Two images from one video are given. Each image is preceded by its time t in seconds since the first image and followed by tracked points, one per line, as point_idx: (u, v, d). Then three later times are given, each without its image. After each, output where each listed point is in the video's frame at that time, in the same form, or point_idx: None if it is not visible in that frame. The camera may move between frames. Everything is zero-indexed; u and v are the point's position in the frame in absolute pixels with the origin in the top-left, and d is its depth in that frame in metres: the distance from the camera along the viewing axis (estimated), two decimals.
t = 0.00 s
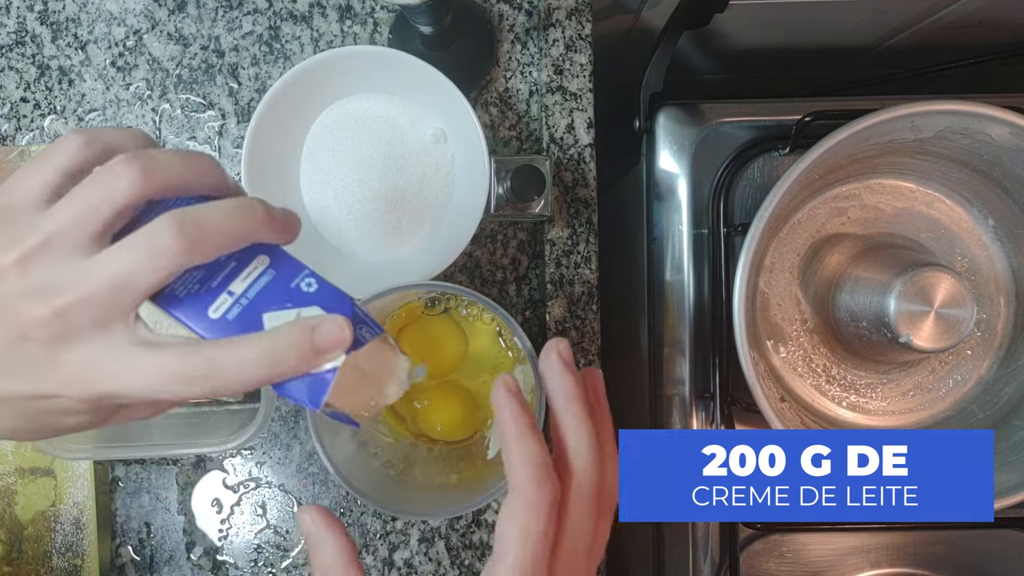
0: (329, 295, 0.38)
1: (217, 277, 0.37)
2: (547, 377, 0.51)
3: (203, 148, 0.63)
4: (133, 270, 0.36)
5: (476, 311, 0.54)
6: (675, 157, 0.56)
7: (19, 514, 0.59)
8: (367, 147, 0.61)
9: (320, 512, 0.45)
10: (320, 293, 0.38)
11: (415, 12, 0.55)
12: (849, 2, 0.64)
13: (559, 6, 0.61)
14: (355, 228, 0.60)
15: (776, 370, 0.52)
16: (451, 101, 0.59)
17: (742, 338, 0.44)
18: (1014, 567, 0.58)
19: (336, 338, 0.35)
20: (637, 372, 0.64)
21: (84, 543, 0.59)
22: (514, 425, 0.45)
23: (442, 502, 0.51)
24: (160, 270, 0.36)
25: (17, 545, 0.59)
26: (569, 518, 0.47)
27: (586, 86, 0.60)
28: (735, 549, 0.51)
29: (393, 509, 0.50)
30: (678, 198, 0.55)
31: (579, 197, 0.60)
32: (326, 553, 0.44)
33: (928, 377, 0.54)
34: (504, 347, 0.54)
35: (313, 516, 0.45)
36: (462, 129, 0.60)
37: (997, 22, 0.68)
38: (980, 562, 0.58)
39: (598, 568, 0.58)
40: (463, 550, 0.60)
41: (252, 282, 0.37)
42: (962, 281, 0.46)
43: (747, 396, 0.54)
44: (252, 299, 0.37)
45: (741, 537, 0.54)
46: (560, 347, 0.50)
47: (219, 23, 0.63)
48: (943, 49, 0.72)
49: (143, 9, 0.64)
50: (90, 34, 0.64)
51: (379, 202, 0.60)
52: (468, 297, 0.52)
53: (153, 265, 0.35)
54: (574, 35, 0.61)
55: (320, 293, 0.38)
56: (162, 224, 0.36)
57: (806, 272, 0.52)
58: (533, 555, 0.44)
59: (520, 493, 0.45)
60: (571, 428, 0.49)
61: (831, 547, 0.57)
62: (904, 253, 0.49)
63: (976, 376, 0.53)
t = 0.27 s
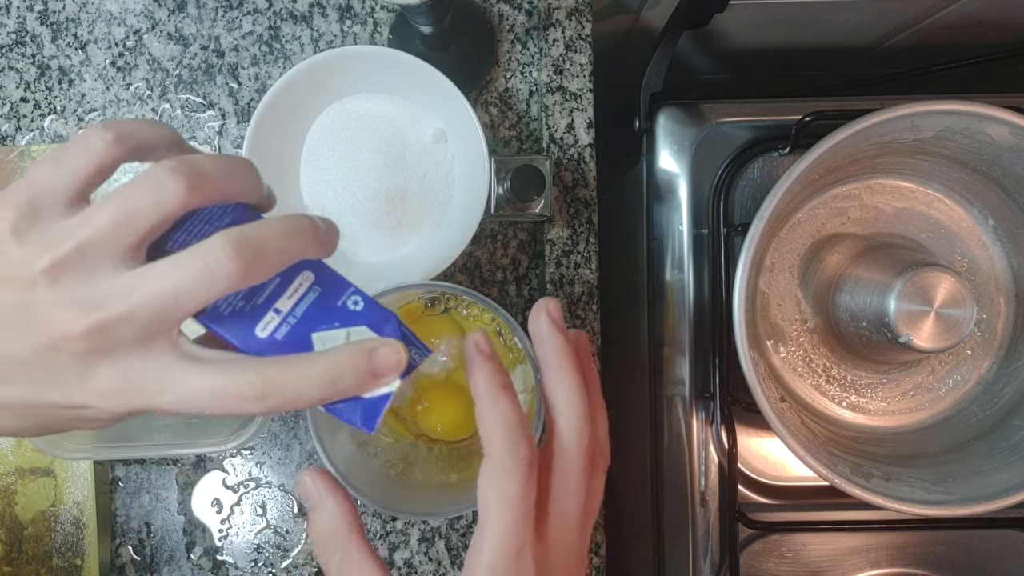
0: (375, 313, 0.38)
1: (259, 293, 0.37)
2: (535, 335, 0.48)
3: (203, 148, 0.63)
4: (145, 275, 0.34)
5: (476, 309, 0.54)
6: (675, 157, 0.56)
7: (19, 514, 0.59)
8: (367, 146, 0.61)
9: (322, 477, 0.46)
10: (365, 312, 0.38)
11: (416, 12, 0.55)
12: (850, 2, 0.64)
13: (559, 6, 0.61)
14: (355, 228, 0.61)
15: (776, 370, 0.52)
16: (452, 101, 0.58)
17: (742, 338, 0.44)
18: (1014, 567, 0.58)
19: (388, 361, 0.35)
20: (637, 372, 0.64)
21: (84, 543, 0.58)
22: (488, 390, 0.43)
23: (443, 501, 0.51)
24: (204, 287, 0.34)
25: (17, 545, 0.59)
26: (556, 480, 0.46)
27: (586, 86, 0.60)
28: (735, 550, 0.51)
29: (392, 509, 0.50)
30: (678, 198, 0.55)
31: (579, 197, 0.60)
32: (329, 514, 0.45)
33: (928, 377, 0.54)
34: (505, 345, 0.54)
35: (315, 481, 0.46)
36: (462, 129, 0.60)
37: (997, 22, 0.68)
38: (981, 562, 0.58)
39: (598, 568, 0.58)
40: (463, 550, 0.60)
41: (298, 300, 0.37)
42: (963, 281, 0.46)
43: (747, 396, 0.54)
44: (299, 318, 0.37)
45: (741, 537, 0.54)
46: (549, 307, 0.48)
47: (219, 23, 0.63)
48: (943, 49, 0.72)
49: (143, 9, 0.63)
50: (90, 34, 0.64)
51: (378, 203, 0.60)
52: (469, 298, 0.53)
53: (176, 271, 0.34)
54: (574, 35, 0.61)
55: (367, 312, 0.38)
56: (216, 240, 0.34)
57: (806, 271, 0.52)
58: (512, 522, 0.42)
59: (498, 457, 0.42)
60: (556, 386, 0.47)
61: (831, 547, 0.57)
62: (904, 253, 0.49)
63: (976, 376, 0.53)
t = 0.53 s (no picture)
0: (406, 338, 0.39)
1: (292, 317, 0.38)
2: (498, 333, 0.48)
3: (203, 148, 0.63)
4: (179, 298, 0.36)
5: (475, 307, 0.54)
6: (675, 157, 0.56)
7: (19, 514, 0.59)
8: (367, 146, 0.61)
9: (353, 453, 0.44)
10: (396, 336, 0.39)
11: (415, 12, 0.56)
12: (849, 2, 0.64)
13: (559, 6, 0.61)
14: (355, 228, 0.61)
15: (776, 370, 0.52)
16: (452, 102, 0.58)
17: (742, 338, 0.44)
18: (1014, 567, 0.58)
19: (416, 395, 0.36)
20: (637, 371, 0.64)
21: (85, 543, 0.59)
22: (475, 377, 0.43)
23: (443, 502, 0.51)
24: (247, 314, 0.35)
25: (17, 546, 0.59)
26: (561, 461, 0.47)
27: (586, 86, 0.60)
28: (734, 550, 0.51)
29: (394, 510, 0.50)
30: (678, 198, 0.55)
31: (579, 197, 0.60)
32: (359, 493, 0.43)
33: (928, 377, 0.54)
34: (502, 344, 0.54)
35: (345, 458, 0.44)
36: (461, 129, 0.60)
37: (997, 22, 0.68)
38: (981, 562, 0.58)
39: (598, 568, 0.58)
40: (463, 550, 0.60)
41: (331, 323, 0.38)
42: (962, 281, 0.46)
43: (748, 396, 0.54)
44: (331, 341, 0.38)
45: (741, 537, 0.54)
46: (551, 330, 0.52)
47: (219, 23, 0.63)
48: (943, 49, 0.72)
49: (143, 9, 0.63)
50: (90, 34, 0.64)
51: (378, 202, 0.61)
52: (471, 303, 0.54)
53: (206, 293, 0.35)
54: (574, 35, 0.61)
55: (397, 336, 0.39)
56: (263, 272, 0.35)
57: (806, 272, 0.52)
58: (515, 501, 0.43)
59: (495, 444, 0.43)
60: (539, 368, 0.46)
61: (832, 547, 0.57)
62: (904, 253, 0.49)
63: (976, 376, 0.53)
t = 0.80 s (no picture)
0: (450, 367, 0.39)
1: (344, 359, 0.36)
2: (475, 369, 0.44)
3: (203, 148, 0.63)
4: (266, 364, 0.32)
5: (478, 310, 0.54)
6: (675, 157, 0.56)
7: (19, 514, 0.59)
8: (367, 146, 0.62)
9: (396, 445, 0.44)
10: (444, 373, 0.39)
11: (415, 12, 0.56)
12: (849, 2, 0.64)
13: (559, 6, 0.61)
14: (355, 227, 0.61)
15: (776, 369, 0.52)
16: (452, 102, 0.58)
17: (741, 337, 0.44)
18: (1014, 567, 0.58)
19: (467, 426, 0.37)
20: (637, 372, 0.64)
21: (85, 542, 0.59)
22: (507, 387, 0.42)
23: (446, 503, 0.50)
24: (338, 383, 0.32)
25: (17, 546, 0.59)
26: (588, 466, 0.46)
27: (586, 86, 0.60)
28: (734, 550, 0.51)
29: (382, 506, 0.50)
30: (677, 198, 0.55)
31: (579, 197, 0.60)
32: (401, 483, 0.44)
33: (928, 377, 0.54)
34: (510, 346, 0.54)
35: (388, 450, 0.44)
36: (461, 129, 0.60)
37: (997, 22, 0.68)
38: (981, 562, 0.58)
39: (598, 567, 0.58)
40: (463, 550, 0.60)
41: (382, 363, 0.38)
42: (962, 281, 0.46)
43: (748, 396, 0.54)
44: (385, 381, 0.38)
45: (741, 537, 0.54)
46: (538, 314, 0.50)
47: (219, 23, 0.63)
48: (943, 49, 0.72)
49: (143, 9, 0.63)
50: (90, 34, 0.64)
51: (378, 203, 0.61)
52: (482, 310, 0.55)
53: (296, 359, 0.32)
54: (574, 35, 0.61)
55: (442, 366, 0.39)
56: (349, 336, 0.32)
57: (806, 272, 0.52)
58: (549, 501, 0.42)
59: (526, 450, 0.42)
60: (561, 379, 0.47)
61: (832, 548, 0.57)
62: (904, 253, 0.49)
63: (976, 376, 0.53)
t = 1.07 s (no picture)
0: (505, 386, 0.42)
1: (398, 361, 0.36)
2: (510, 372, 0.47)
3: (203, 148, 0.63)
4: (364, 406, 0.32)
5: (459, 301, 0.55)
6: (675, 157, 0.56)
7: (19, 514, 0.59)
8: (368, 147, 0.62)
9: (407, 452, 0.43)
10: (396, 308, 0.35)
11: (416, 12, 0.56)
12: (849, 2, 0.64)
13: (560, 6, 0.61)
14: (354, 227, 0.61)
15: (776, 369, 0.52)
16: (452, 102, 0.58)
17: (742, 337, 0.43)
18: (1014, 568, 0.58)
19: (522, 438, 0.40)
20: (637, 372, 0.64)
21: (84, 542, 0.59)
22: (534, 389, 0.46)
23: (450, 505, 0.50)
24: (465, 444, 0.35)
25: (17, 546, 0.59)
26: (601, 474, 0.47)
27: (587, 86, 0.60)
28: (734, 550, 0.51)
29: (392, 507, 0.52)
30: (678, 198, 0.55)
31: (579, 197, 0.60)
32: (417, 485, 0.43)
33: (928, 377, 0.54)
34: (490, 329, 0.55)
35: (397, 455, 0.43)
36: (461, 129, 0.60)
37: (997, 22, 0.68)
38: (981, 562, 0.58)
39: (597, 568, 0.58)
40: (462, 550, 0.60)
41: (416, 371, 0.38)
42: (962, 281, 0.46)
43: (748, 396, 0.54)
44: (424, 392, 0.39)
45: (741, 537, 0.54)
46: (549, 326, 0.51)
47: (219, 23, 0.63)
48: (943, 49, 0.72)
49: (143, 9, 0.63)
50: (90, 34, 0.64)
51: (378, 203, 0.61)
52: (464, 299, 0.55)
53: (431, 433, 0.34)
54: (574, 35, 0.61)
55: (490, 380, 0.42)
56: (477, 409, 0.34)
57: (806, 272, 0.52)
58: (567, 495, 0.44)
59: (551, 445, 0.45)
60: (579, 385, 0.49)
61: (831, 548, 0.57)
62: (905, 253, 0.49)
63: (976, 376, 0.53)
